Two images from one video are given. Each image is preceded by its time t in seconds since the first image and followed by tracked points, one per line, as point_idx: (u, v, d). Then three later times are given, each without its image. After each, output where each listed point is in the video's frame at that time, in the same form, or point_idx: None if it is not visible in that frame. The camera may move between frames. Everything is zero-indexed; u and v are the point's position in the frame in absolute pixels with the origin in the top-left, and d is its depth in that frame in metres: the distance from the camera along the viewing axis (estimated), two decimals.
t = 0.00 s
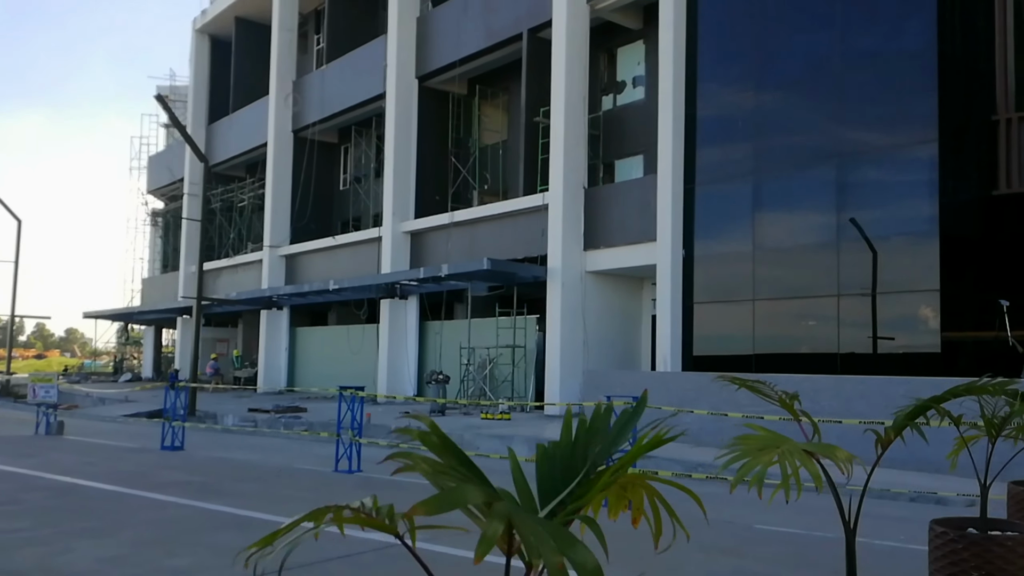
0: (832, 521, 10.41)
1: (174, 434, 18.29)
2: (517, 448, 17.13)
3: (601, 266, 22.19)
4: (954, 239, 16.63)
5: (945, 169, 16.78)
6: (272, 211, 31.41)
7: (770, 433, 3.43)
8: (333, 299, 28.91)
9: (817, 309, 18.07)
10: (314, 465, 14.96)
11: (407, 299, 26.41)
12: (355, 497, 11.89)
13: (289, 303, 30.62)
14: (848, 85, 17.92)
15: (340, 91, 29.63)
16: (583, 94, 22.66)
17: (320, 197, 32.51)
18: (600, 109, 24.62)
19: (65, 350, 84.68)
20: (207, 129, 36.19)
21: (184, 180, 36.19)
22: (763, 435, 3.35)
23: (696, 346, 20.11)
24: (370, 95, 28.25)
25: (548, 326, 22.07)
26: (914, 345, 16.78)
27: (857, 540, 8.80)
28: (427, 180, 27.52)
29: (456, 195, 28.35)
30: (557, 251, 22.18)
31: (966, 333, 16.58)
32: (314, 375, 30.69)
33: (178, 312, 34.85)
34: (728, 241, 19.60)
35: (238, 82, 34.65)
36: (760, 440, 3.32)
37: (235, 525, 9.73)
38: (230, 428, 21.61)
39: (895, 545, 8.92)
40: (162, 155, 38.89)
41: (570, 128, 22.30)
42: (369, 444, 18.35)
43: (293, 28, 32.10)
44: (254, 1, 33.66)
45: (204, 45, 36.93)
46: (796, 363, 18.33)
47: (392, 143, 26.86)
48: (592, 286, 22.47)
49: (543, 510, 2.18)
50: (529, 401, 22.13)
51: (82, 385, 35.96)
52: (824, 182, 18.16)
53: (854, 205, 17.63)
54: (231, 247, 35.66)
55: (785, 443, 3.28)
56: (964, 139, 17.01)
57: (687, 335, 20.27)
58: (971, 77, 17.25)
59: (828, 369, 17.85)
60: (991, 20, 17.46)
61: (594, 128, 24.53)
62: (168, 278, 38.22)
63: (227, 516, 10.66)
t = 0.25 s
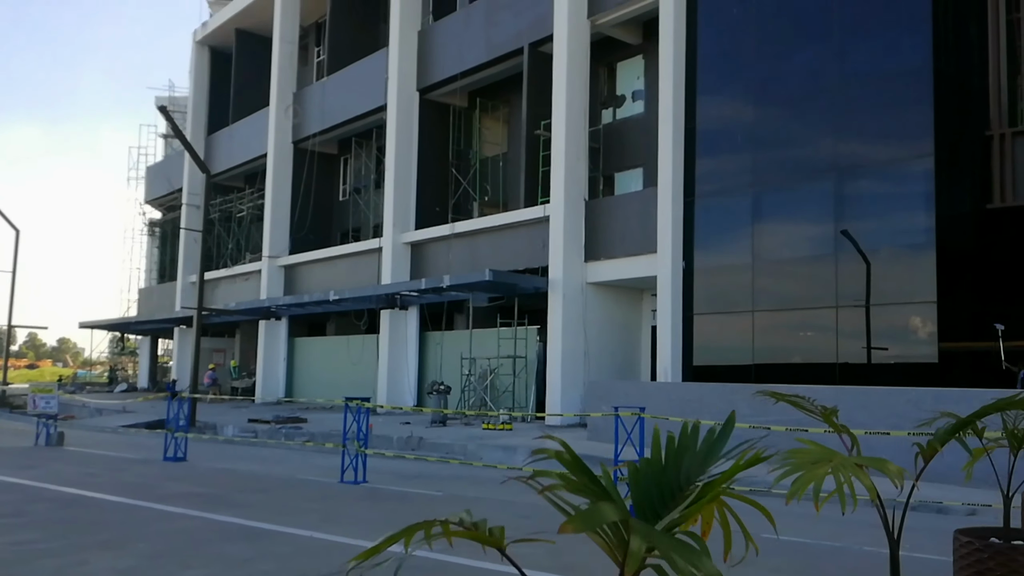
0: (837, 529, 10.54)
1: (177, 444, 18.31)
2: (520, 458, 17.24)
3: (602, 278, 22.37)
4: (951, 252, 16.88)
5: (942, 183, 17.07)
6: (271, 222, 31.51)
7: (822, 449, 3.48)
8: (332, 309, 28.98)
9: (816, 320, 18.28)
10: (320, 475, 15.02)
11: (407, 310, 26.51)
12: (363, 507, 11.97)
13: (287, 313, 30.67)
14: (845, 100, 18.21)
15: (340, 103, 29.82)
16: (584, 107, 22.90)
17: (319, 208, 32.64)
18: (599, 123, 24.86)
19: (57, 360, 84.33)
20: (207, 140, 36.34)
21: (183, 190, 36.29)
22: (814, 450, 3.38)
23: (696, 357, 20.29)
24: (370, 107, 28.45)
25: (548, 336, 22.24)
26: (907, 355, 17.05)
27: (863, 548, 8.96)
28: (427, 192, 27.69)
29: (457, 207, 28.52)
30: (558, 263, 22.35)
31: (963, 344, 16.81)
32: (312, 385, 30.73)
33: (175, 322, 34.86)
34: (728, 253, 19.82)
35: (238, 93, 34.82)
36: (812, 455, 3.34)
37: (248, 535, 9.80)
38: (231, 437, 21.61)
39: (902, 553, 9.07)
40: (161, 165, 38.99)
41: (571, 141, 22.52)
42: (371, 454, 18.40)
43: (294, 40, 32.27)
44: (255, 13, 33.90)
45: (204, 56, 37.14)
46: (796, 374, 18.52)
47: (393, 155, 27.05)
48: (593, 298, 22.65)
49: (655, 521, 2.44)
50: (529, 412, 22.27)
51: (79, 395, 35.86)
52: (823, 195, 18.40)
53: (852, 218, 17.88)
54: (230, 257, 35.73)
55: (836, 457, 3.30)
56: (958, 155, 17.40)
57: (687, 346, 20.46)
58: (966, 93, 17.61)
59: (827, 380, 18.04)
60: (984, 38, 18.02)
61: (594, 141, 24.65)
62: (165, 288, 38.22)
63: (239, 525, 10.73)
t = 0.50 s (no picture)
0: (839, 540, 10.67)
1: (179, 454, 18.37)
2: (521, 470, 17.34)
3: (601, 290, 22.54)
4: (948, 266, 17.14)
5: (938, 199, 17.32)
6: (270, 233, 31.62)
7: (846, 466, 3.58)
8: (330, 320, 29.06)
9: (815, 334, 18.45)
10: (323, 487, 15.11)
11: (406, 321, 26.62)
12: (369, 518, 12.07)
13: (286, 324, 30.77)
14: (843, 115, 18.46)
15: (339, 116, 30.01)
16: (583, 121, 23.11)
17: (318, 220, 32.80)
18: (598, 137, 25.08)
19: (51, 369, 84.13)
20: (206, 151, 36.54)
21: (182, 201, 36.41)
22: (842, 467, 3.47)
23: (695, 369, 20.44)
24: (370, 120, 28.63)
25: (549, 348, 22.41)
26: (902, 368, 17.26)
27: (864, 559, 9.08)
28: (426, 204, 27.87)
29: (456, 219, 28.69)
30: (558, 275, 22.52)
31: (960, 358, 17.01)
32: (310, 395, 30.79)
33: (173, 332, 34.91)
34: (726, 266, 20.03)
35: (237, 105, 35.00)
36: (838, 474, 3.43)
37: (258, 547, 9.88)
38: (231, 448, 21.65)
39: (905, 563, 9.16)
40: (160, 176, 39.14)
41: (570, 154, 22.72)
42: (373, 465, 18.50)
43: (293, 52, 32.38)
44: (255, 25, 34.17)
45: (204, 68, 37.38)
46: (793, 386, 18.70)
47: (392, 167, 27.23)
48: (591, 310, 22.81)
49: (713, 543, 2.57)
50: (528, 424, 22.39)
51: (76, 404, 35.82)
52: (821, 210, 18.62)
53: (850, 232, 18.11)
54: (229, 268, 35.89)
55: (864, 475, 3.43)
56: (955, 172, 17.72)
57: (686, 359, 20.65)
58: (961, 111, 17.91)
59: (826, 393, 18.21)
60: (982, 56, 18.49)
61: (593, 154, 24.87)
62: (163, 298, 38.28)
63: (247, 535, 10.80)
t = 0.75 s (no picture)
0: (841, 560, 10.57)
1: (178, 471, 18.28)
2: (520, 488, 17.26)
3: (600, 307, 22.54)
4: (947, 285, 17.15)
5: (937, 218, 17.39)
6: (270, 249, 31.66)
7: (868, 493, 3.55)
8: (329, 336, 29.04)
9: (815, 352, 18.42)
10: (321, 505, 15.02)
11: (404, 337, 26.59)
12: (367, 536, 11.99)
13: (284, 340, 30.76)
14: (842, 134, 18.55)
15: (339, 133, 30.15)
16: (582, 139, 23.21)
17: (317, 237, 32.88)
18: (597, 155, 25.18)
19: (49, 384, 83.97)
20: (207, 168, 36.68)
21: (183, 217, 36.50)
22: (862, 493, 3.49)
23: (695, 388, 20.40)
24: (370, 138, 28.74)
25: (546, 366, 22.35)
26: (901, 387, 17.23)
27: None
28: (426, 221, 27.95)
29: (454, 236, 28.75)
30: (556, 292, 22.51)
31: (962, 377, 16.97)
32: (308, 412, 30.71)
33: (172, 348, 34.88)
34: (725, 284, 20.07)
35: (239, 123, 35.18)
36: (859, 499, 3.45)
37: (256, 564, 9.81)
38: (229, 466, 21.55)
39: None
40: (161, 192, 39.26)
41: (570, 172, 22.80)
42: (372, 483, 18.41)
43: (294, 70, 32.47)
44: (257, 44, 34.40)
45: (206, 86, 37.60)
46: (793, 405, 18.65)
47: (392, 184, 27.32)
48: (590, 327, 22.81)
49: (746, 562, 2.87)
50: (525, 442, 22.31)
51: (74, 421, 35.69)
52: (820, 228, 18.66)
53: (849, 250, 18.15)
54: (228, 284, 35.93)
55: (884, 502, 3.40)
56: (954, 191, 17.61)
57: (686, 377, 20.63)
58: (961, 130, 17.86)
59: (826, 412, 18.16)
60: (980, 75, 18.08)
61: (592, 172, 25.08)
62: (163, 315, 38.27)
63: (245, 552, 10.73)
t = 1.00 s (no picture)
0: None
1: (176, 486, 18.24)
2: (518, 505, 17.20)
3: (599, 324, 22.55)
4: (949, 303, 17.13)
5: (938, 236, 17.39)
6: (270, 265, 31.74)
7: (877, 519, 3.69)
8: (327, 352, 29.04)
9: (814, 370, 18.42)
10: (319, 521, 14.98)
11: (401, 353, 26.59)
12: (365, 552, 11.97)
13: (283, 356, 30.78)
14: (842, 153, 18.63)
15: (339, 150, 30.31)
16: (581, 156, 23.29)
17: (317, 253, 32.98)
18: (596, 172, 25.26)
19: (48, 397, 83.87)
20: (209, 184, 36.87)
21: (184, 233, 36.64)
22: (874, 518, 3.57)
23: (695, 405, 20.37)
24: (370, 155, 28.88)
25: (544, 383, 22.31)
26: (901, 405, 17.21)
27: None
28: (425, 237, 28.03)
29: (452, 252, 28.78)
30: (554, 309, 22.52)
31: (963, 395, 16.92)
32: (305, 429, 30.65)
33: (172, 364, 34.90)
34: (724, 301, 20.10)
35: (241, 140, 35.39)
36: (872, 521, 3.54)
37: None
38: (227, 482, 21.51)
39: None
40: (163, 209, 39.43)
41: (568, 189, 22.88)
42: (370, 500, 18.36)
43: (296, 88, 32.73)
44: (259, 62, 34.67)
45: (208, 103, 37.85)
46: (792, 422, 18.62)
47: (391, 201, 27.43)
48: (588, 344, 22.81)
49: None
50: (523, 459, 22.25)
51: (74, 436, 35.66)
52: (819, 246, 18.71)
53: (849, 268, 18.18)
54: (228, 300, 36.02)
55: (892, 523, 3.51)
56: (956, 209, 17.71)
57: (685, 394, 20.60)
58: (961, 149, 18.05)
59: (826, 430, 18.12)
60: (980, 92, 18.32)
61: (590, 189, 25.01)
62: (164, 330, 38.31)
63: (243, 568, 10.72)
